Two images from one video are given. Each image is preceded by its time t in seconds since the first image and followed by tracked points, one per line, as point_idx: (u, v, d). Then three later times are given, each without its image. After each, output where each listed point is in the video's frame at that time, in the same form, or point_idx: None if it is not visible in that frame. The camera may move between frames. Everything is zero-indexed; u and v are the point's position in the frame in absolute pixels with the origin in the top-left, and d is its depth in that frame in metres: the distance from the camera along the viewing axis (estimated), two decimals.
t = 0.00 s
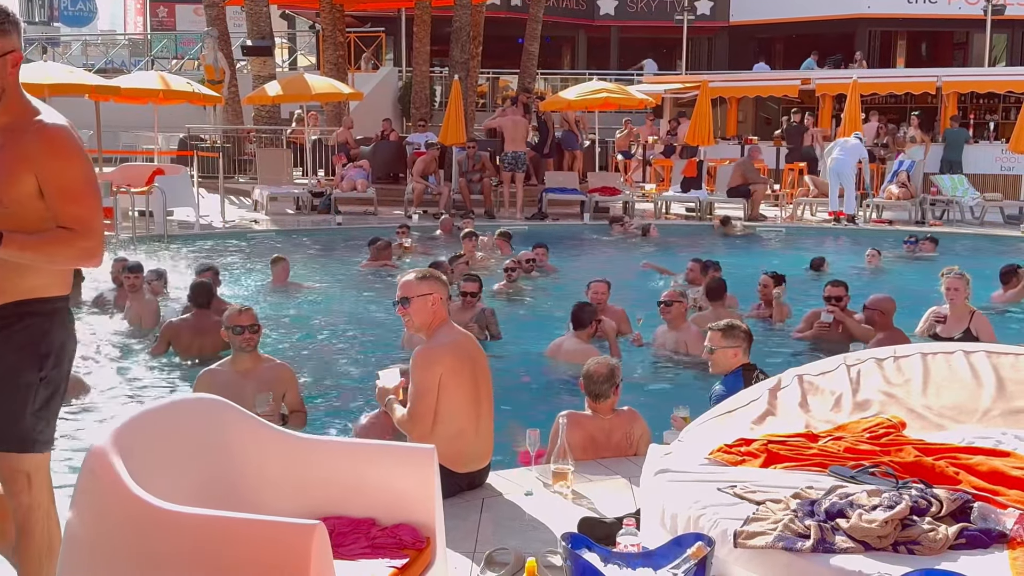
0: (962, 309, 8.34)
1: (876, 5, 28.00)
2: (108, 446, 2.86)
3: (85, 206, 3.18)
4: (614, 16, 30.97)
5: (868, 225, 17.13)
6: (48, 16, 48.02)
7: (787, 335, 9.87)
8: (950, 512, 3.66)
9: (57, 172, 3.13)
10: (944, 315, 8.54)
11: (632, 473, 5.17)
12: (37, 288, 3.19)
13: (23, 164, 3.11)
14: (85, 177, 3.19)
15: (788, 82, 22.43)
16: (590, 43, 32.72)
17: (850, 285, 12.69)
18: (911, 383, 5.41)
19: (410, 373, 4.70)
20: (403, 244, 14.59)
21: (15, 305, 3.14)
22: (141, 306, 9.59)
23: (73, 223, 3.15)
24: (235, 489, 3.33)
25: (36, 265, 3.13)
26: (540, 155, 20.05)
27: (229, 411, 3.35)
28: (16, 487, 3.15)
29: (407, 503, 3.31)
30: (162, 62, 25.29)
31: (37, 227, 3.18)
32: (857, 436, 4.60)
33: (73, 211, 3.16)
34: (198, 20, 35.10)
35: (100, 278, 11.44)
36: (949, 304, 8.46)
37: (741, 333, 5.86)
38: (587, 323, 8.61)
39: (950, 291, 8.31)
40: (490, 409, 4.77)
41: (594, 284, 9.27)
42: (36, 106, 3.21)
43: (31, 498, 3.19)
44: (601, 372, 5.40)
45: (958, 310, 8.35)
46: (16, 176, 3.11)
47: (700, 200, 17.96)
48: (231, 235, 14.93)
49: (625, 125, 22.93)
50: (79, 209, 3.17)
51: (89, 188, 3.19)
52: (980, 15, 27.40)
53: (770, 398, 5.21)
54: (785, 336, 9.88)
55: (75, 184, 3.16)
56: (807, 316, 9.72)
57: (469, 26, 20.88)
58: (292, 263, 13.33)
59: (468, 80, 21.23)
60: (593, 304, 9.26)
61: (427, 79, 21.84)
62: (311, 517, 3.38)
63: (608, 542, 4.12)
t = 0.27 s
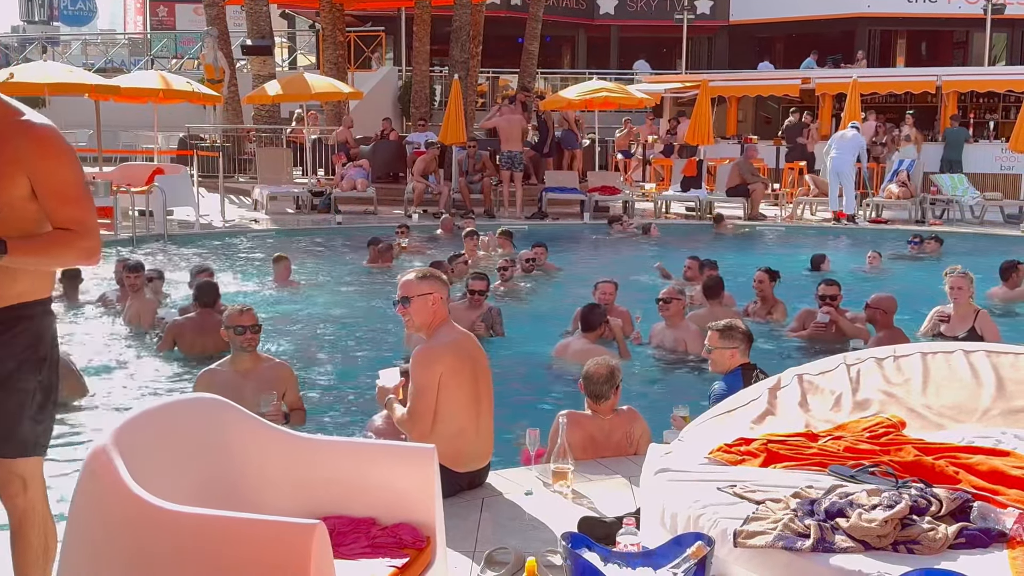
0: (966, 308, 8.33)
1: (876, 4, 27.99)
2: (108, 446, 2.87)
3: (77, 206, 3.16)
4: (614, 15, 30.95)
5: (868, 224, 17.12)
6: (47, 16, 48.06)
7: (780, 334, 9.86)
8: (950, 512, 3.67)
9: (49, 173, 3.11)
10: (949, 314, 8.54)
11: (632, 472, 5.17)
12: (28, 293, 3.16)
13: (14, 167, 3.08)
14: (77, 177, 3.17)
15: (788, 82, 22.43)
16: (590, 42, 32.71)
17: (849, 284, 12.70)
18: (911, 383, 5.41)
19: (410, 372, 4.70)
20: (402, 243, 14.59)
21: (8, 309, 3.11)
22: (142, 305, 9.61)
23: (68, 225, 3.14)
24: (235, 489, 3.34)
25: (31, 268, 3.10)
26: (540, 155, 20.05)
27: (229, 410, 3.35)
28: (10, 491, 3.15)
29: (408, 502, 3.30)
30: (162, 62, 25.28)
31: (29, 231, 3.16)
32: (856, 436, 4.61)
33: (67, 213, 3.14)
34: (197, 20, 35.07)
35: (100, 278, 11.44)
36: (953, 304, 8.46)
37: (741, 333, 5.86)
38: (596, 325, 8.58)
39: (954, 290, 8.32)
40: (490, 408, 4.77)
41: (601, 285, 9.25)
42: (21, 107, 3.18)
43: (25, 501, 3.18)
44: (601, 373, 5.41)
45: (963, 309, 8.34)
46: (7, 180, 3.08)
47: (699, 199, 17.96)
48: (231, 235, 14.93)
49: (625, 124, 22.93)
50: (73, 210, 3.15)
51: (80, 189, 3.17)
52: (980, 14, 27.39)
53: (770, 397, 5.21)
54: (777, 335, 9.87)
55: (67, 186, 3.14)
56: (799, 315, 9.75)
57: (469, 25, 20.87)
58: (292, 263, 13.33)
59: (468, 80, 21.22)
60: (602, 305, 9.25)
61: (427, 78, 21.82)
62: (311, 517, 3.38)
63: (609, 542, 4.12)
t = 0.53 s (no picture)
0: (970, 308, 8.32)
1: (876, 5, 28.00)
2: (108, 446, 2.87)
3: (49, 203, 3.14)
4: (614, 16, 30.96)
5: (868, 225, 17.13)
6: (47, 16, 48.15)
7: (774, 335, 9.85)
8: (950, 512, 3.67)
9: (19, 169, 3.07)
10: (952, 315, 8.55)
11: (632, 473, 5.17)
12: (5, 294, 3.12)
13: None
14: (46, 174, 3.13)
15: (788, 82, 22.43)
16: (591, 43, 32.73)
17: (849, 285, 12.70)
18: (910, 383, 5.41)
19: (410, 372, 4.69)
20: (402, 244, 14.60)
21: None
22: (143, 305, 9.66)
23: (43, 221, 3.11)
24: (235, 488, 3.34)
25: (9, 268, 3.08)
26: (540, 155, 20.06)
27: (228, 410, 3.36)
28: None
29: (409, 502, 3.30)
30: (162, 62, 25.29)
31: None
32: (856, 436, 4.61)
33: (42, 209, 3.12)
34: (197, 20, 35.09)
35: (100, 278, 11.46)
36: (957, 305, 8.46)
37: (739, 334, 5.85)
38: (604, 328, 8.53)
39: (957, 291, 8.33)
40: (490, 409, 4.77)
41: (607, 286, 9.20)
42: None
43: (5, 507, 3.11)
44: (601, 376, 5.43)
45: (967, 310, 8.34)
46: None
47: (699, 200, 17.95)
48: (231, 235, 14.94)
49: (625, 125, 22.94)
50: (45, 206, 3.13)
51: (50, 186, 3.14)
52: (980, 15, 27.38)
53: (770, 398, 5.21)
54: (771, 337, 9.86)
55: (38, 181, 3.11)
56: (792, 317, 9.71)
57: (469, 26, 20.88)
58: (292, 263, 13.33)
59: (468, 81, 21.22)
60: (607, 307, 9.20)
61: (427, 79, 21.83)
62: (311, 517, 3.39)
63: (608, 542, 4.12)
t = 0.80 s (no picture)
0: (972, 310, 8.31)
1: (876, 8, 28.02)
2: (107, 447, 2.86)
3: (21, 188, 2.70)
4: (615, 18, 30.99)
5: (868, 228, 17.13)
6: (48, 17, 48.30)
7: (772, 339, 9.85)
8: (949, 515, 3.67)
9: None
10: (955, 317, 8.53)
11: (631, 475, 5.18)
12: None
13: None
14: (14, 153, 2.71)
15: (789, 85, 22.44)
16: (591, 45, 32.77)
17: (849, 288, 12.69)
18: (910, 386, 5.42)
19: (410, 374, 4.69)
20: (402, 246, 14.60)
21: None
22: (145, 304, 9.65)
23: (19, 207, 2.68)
24: (234, 488, 3.34)
25: None
26: (540, 157, 20.07)
27: (227, 410, 3.36)
28: None
29: (409, 503, 3.30)
30: (162, 63, 25.32)
31: None
32: (856, 439, 4.61)
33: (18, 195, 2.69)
34: (198, 22, 35.13)
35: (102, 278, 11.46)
36: (958, 308, 8.44)
37: (737, 337, 5.85)
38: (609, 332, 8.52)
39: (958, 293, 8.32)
40: (489, 410, 4.78)
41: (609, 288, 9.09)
42: None
43: None
44: (601, 379, 5.40)
45: (968, 312, 8.32)
46: None
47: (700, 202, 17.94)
48: (231, 236, 14.95)
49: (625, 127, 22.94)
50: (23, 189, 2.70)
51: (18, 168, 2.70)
52: (981, 18, 27.40)
53: (770, 400, 5.21)
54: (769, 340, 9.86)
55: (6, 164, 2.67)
56: (790, 321, 9.71)
57: (470, 28, 20.89)
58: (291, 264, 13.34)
59: (468, 82, 21.23)
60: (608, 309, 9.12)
61: (427, 81, 21.83)
62: (310, 518, 3.39)
63: (608, 544, 4.12)
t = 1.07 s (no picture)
0: (976, 315, 8.27)
1: (880, 12, 28.00)
2: (109, 451, 2.86)
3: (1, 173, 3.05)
4: (619, 22, 30.99)
5: (871, 233, 17.12)
6: (52, 19, 48.54)
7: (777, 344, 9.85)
8: (952, 520, 3.66)
9: None
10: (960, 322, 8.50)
11: (634, 480, 5.17)
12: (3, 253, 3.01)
13: None
14: None
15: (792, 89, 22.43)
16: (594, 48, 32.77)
17: (852, 292, 12.68)
18: (913, 392, 5.41)
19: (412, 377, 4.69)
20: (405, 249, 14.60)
21: None
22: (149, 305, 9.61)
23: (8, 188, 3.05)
24: (236, 492, 3.34)
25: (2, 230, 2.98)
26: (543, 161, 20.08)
27: (230, 413, 3.36)
28: None
29: (411, 507, 3.30)
30: (166, 66, 25.35)
31: None
32: (859, 444, 4.61)
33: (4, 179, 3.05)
34: (202, 25, 35.16)
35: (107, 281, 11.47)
36: (963, 313, 8.42)
37: (737, 342, 5.85)
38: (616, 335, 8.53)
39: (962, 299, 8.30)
40: (491, 415, 4.77)
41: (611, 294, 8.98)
42: None
43: None
44: (605, 383, 5.37)
45: (973, 317, 8.28)
46: None
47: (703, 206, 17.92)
48: (235, 239, 14.96)
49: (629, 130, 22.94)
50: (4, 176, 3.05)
51: None
52: (985, 22, 27.36)
53: (773, 405, 5.20)
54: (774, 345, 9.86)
55: None
56: (795, 326, 9.70)
57: (473, 32, 20.90)
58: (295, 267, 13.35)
59: (472, 86, 21.24)
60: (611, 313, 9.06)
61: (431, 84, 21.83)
62: (311, 522, 3.39)
63: (610, 549, 4.12)
